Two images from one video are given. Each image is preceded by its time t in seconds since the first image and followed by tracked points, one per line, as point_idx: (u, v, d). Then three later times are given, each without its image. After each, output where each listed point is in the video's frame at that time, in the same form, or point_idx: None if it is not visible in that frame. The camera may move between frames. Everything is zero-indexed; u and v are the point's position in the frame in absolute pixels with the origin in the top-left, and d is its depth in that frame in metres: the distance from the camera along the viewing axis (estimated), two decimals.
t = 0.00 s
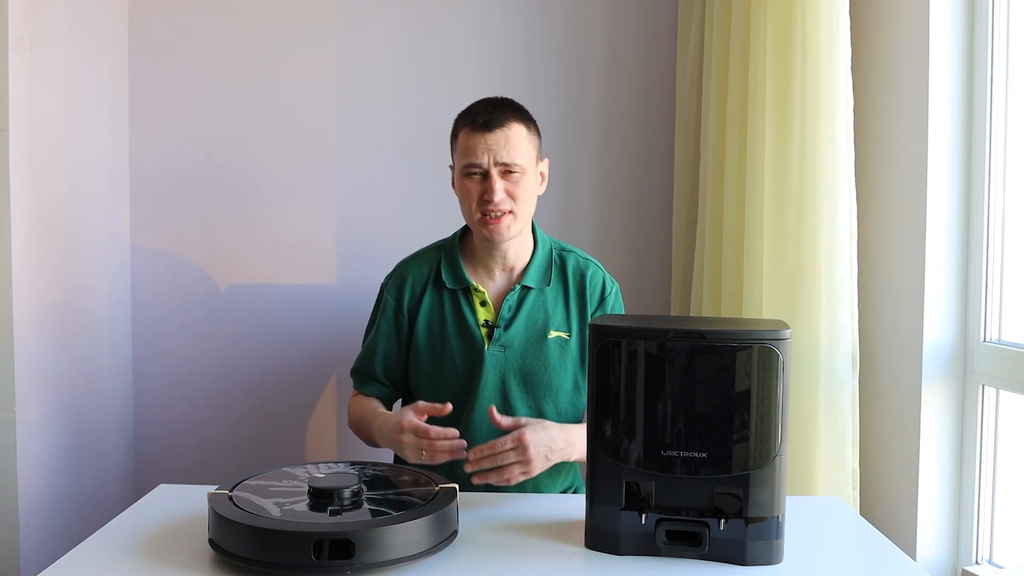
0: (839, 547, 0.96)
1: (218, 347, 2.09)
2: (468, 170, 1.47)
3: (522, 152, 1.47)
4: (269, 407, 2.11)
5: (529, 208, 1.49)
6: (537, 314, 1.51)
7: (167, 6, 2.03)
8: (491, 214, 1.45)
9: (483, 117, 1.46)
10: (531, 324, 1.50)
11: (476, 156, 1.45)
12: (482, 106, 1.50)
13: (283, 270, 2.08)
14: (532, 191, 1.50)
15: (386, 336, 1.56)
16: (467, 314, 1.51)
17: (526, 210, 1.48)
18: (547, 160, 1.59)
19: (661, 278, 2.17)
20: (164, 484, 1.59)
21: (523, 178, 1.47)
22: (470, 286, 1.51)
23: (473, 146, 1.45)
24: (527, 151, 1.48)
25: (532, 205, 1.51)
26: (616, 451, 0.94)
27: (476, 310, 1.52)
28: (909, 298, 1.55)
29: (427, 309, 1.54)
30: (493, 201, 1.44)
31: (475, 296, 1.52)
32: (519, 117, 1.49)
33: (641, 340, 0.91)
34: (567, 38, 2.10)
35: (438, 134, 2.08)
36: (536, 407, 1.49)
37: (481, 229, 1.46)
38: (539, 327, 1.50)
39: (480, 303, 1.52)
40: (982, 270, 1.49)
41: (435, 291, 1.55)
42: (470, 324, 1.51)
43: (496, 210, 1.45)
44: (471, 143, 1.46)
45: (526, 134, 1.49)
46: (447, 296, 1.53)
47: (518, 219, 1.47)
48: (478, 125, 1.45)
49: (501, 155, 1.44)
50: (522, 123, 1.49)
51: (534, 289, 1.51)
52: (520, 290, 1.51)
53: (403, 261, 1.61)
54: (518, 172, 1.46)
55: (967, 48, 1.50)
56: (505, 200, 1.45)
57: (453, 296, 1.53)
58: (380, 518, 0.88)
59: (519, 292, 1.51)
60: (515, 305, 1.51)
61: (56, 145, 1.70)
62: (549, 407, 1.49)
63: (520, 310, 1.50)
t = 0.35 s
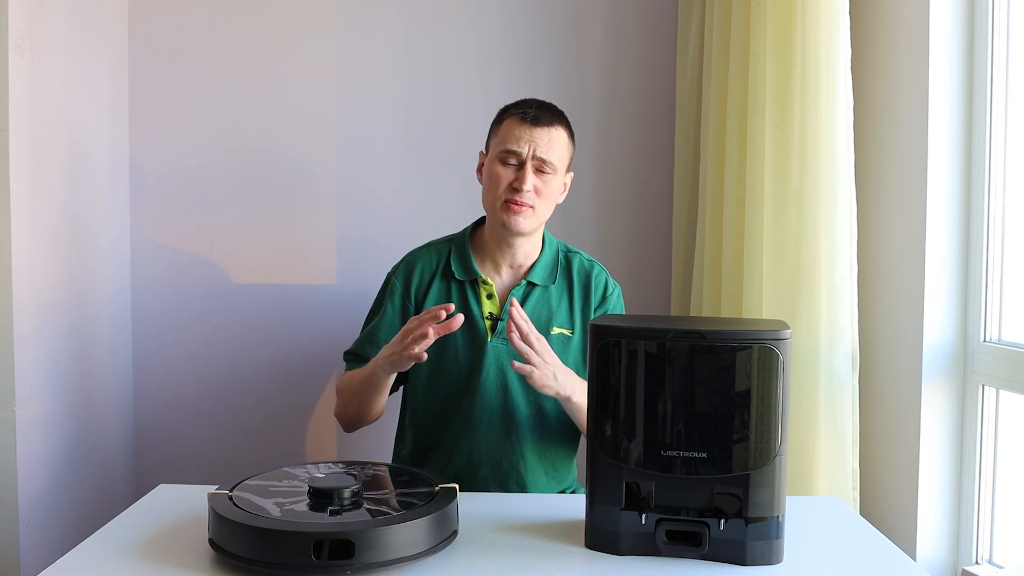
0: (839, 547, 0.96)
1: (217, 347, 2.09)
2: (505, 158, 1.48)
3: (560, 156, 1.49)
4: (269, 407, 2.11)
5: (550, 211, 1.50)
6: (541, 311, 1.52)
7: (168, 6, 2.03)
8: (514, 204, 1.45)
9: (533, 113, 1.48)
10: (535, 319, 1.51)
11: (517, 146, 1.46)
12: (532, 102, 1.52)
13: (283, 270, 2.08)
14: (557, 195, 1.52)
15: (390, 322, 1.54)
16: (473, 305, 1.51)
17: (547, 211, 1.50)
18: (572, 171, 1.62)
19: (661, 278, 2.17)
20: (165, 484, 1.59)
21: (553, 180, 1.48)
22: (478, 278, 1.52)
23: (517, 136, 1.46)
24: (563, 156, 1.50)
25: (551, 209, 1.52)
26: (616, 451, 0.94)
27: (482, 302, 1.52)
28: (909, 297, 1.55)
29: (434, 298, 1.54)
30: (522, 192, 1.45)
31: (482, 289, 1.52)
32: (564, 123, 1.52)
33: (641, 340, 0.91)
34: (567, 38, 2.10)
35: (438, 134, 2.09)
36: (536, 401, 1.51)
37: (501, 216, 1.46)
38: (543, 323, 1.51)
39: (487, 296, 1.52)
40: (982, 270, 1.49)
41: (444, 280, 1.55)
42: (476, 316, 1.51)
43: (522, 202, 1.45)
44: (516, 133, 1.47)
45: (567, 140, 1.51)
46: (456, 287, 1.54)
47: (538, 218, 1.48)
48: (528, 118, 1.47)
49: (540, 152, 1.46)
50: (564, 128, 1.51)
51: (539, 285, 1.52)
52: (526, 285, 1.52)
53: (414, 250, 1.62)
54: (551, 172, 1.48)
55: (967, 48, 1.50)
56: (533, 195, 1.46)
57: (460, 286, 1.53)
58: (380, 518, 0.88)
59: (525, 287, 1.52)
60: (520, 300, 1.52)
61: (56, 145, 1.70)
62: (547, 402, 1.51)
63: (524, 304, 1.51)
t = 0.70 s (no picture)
0: (839, 547, 0.96)
1: (217, 346, 2.09)
2: (517, 161, 1.47)
3: (570, 160, 1.50)
4: (269, 407, 2.11)
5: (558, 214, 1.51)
6: (547, 314, 1.51)
7: (167, 6, 2.03)
8: (528, 211, 1.46)
9: (546, 117, 1.47)
10: (541, 322, 1.50)
11: (530, 150, 1.46)
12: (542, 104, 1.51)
13: (283, 270, 2.08)
14: (565, 198, 1.53)
15: (395, 326, 1.56)
16: (477, 308, 1.51)
17: (556, 214, 1.51)
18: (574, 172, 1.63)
19: (660, 278, 2.17)
20: (165, 484, 1.59)
21: (563, 185, 1.50)
22: (482, 281, 1.51)
23: (530, 139, 1.46)
24: (573, 159, 1.51)
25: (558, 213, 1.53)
26: (616, 451, 0.94)
27: (487, 304, 1.51)
28: (909, 297, 1.55)
29: (437, 301, 1.53)
30: (535, 197, 1.45)
31: (486, 291, 1.51)
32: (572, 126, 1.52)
33: (641, 340, 0.91)
34: (567, 38, 2.10)
35: (438, 134, 2.08)
36: (540, 404, 1.51)
37: (514, 220, 1.46)
38: (549, 327, 1.50)
39: (491, 298, 1.51)
40: (982, 270, 1.49)
41: (446, 283, 1.54)
42: (480, 318, 1.50)
43: (535, 206, 1.46)
44: (530, 138, 1.46)
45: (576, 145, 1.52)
46: (458, 289, 1.53)
47: (548, 223, 1.49)
48: (541, 122, 1.46)
49: (553, 158, 1.46)
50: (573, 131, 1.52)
51: (546, 289, 1.52)
52: (532, 289, 1.51)
53: (418, 252, 1.61)
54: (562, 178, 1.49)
55: (967, 48, 1.50)
56: (545, 200, 1.47)
57: (464, 289, 1.53)
58: (380, 518, 0.88)
59: (531, 291, 1.51)
60: (527, 302, 1.51)
61: (56, 145, 1.70)
62: (549, 404, 1.51)
63: (530, 308, 1.50)
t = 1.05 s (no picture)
0: (839, 547, 0.96)
1: (217, 346, 2.09)
2: (498, 168, 1.48)
3: (553, 159, 1.48)
4: (269, 407, 2.11)
5: (549, 213, 1.50)
6: (545, 314, 1.51)
7: (168, 6, 2.03)
8: (514, 213, 1.45)
9: (522, 119, 1.47)
10: (539, 323, 1.50)
11: (509, 156, 1.46)
12: (520, 106, 1.51)
13: (283, 271, 2.08)
14: (555, 196, 1.51)
15: (394, 326, 1.57)
16: (476, 308, 1.51)
17: (546, 213, 1.49)
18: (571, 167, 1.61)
19: (660, 278, 2.17)
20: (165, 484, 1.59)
21: (549, 184, 1.48)
22: (480, 281, 1.51)
23: (508, 145, 1.46)
24: (556, 157, 1.49)
25: (551, 212, 1.52)
26: (616, 451, 0.94)
27: (485, 304, 1.51)
28: (909, 297, 1.55)
29: (436, 302, 1.54)
30: (518, 201, 1.45)
31: (485, 291, 1.52)
32: (553, 124, 1.51)
33: (641, 340, 0.91)
34: (567, 38, 2.10)
35: (438, 134, 2.08)
36: (539, 404, 1.51)
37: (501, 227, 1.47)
38: (546, 327, 1.50)
39: (489, 299, 1.52)
40: (982, 270, 1.49)
41: (445, 284, 1.55)
42: (478, 318, 1.51)
43: (519, 211, 1.45)
44: (507, 143, 1.46)
45: (558, 142, 1.50)
46: (457, 289, 1.53)
47: (538, 223, 1.48)
48: (517, 126, 1.46)
49: (532, 159, 1.45)
50: (555, 129, 1.50)
51: (544, 290, 1.52)
52: (530, 289, 1.51)
53: (418, 253, 1.61)
54: (546, 177, 1.47)
55: (967, 48, 1.50)
56: (530, 202, 1.46)
57: (464, 290, 1.53)
58: (380, 518, 0.88)
59: (529, 291, 1.52)
60: (524, 303, 1.51)
61: (56, 145, 1.70)
62: (548, 404, 1.50)
63: (528, 309, 1.50)
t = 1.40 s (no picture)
0: (839, 547, 0.96)
1: (217, 346, 2.09)
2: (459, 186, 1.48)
3: (505, 164, 1.44)
4: (269, 408, 2.11)
5: (520, 214, 1.48)
6: (540, 309, 1.52)
7: (168, 6, 2.03)
8: (481, 228, 1.46)
9: (467, 134, 1.45)
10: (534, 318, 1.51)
11: (462, 176, 1.46)
12: (468, 117, 1.48)
13: (283, 271, 2.08)
14: (523, 197, 1.48)
15: (387, 324, 1.58)
16: (472, 305, 1.53)
17: (517, 216, 1.48)
18: (544, 157, 1.57)
19: (661, 278, 2.17)
20: (165, 484, 1.59)
21: (509, 189, 1.45)
22: (476, 279, 1.53)
23: (459, 165, 1.45)
24: (510, 161, 1.45)
25: (524, 211, 1.49)
26: (616, 451, 0.94)
27: (481, 302, 1.53)
28: (909, 297, 1.55)
29: (432, 301, 1.56)
30: (480, 218, 1.45)
31: (481, 289, 1.53)
32: (501, 127, 1.47)
33: (641, 341, 0.91)
34: (567, 38, 2.10)
35: (438, 134, 2.08)
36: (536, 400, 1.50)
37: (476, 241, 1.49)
38: (541, 321, 1.51)
39: (485, 296, 1.53)
40: (982, 270, 1.49)
41: (442, 283, 1.57)
42: (474, 315, 1.52)
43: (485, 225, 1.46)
44: (457, 161, 1.46)
45: (507, 142, 1.46)
46: (454, 288, 1.55)
47: (509, 229, 1.47)
48: (463, 142, 1.45)
49: (483, 172, 1.43)
50: (502, 134, 1.46)
51: (538, 285, 1.53)
52: (524, 285, 1.52)
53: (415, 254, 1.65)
54: (502, 184, 1.44)
55: (967, 48, 1.50)
56: (493, 213, 1.45)
57: (459, 288, 1.55)
58: (380, 518, 0.88)
59: (523, 287, 1.52)
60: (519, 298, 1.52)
61: (56, 145, 1.70)
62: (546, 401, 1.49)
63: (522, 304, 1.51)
